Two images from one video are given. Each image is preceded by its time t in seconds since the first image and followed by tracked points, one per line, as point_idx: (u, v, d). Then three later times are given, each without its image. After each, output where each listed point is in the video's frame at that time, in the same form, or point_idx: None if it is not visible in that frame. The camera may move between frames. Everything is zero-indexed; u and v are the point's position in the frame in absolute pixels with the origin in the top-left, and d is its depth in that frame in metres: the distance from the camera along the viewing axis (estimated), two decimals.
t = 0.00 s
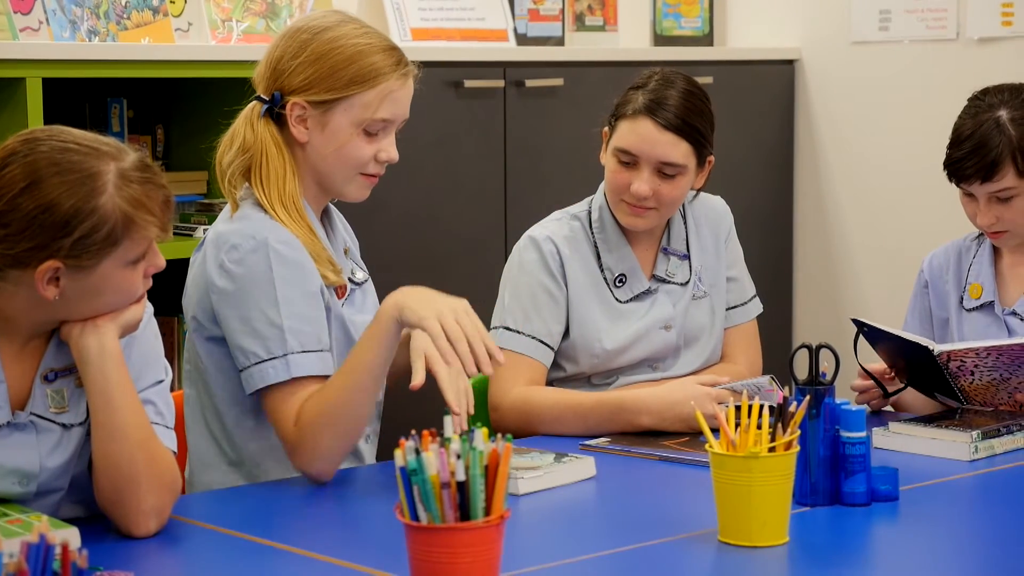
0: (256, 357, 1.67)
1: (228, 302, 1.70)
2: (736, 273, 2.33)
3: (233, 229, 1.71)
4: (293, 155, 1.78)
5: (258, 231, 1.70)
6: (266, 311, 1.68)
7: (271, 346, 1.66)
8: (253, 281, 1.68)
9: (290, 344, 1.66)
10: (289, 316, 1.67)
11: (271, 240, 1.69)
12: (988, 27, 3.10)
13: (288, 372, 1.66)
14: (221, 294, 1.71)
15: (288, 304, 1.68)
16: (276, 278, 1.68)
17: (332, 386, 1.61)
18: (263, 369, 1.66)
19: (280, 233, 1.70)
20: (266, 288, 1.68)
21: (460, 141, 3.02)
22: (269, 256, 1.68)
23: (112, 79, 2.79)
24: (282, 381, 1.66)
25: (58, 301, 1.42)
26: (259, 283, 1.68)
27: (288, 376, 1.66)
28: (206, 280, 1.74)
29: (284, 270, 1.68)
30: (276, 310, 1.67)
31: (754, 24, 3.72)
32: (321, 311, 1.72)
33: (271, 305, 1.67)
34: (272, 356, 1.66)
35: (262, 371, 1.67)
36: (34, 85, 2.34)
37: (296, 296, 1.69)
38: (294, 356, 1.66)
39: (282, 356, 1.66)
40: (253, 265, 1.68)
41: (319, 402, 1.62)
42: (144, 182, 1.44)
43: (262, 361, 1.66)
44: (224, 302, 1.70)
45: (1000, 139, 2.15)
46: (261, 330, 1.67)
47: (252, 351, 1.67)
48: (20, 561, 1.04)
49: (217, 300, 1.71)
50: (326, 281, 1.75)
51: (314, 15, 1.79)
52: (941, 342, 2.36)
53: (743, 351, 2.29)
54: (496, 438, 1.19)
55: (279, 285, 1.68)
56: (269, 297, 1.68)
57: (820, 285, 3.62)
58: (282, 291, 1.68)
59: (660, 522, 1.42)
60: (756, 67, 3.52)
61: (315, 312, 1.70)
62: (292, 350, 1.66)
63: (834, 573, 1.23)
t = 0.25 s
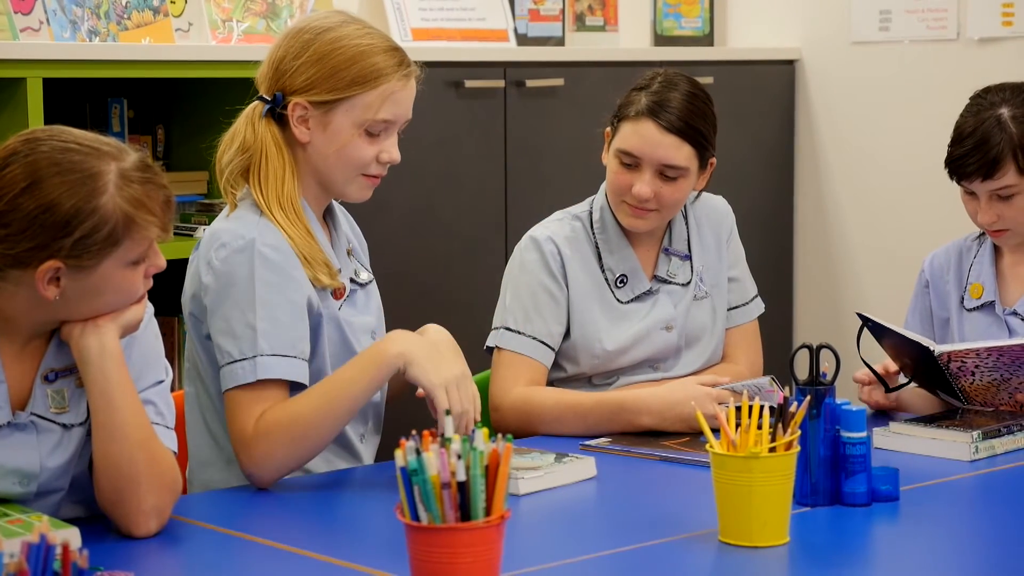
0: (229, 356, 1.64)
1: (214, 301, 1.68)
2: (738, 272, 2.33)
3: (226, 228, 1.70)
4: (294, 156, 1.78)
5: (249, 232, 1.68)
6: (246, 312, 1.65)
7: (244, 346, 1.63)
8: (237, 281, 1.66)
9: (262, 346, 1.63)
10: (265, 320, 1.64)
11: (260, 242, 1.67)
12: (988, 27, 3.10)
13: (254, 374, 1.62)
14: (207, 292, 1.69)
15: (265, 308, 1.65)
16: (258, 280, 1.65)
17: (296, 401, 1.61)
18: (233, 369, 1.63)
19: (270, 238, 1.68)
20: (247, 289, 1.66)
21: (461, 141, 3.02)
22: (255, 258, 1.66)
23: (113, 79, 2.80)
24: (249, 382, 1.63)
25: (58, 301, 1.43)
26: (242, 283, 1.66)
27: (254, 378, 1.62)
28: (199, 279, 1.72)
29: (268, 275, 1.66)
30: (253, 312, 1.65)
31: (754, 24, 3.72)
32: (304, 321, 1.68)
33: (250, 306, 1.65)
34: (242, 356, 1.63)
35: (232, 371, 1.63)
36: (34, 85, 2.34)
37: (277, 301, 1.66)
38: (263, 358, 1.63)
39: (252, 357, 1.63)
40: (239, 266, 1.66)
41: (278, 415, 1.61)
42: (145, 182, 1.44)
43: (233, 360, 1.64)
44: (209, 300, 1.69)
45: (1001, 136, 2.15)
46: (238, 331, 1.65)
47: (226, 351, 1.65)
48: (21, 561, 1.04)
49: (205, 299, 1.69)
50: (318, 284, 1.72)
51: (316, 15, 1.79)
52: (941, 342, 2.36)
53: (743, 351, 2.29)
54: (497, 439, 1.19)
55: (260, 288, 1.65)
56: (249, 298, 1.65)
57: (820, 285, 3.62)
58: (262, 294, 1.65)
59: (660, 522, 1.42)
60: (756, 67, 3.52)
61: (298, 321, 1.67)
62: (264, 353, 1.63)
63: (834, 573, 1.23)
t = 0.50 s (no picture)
0: (236, 358, 1.64)
1: (221, 302, 1.68)
2: (741, 272, 2.33)
3: (233, 229, 1.69)
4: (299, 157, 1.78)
5: (257, 233, 1.68)
6: (254, 313, 1.65)
7: (252, 347, 1.63)
8: (245, 282, 1.66)
9: (269, 347, 1.63)
10: (273, 321, 1.64)
11: (268, 244, 1.67)
12: (991, 27, 3.10)
13: (262, 376, 1.62)
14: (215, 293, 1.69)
15: (273, 309, 1.64)
16: (266, 281, 1.65)
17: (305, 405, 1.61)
18: (240, 370, 1.63)
19: (278, 239, 1.68)
20: (256, 290, 1.65)
21: (463, 141, 3.02)
22: (264, 260, 1.66)
23: (115, 79, 2.80)
24: (257, 383, 1.63)
25: (61, 301, 1.43)
26: (250, 284, 1.66)
27: (263, 379, 1.62)
28: (206, 280, 1.72)
29: (276, 276, 1.66)
30: (261, 313, 1.64)
31: (757, 24, 3.71)
32: (312, 321, 1.68)
33: (258, 308, 1.65)
34: (251, 357, 1.63)
35: (239, 373, 1.63)
36: (37, 86, 2.34)
37: (285, 302, 1.66)
38: (271, 359, 1.62)
39: (260, 358, 1.62)
40: (246, 268, 1.66)
41: (287, 417, 1.61)
42: (148, 182, 1.44)
43: (241, 362, 1.63)
44: (216, 301, 1.68)
45: (1006, 132, 2.15)
46: (246, 332, 1.65)
47: (234, 352, 1.65)
48: (24, 561, 1.04)
49: (213, 300, 1.69)
50: (325, 285, 1.72)
51: (324, 16, 1.79)
52: (944, 341, 2.36)
53: (746, 352, 2.29)
54: (500, 438, 1.19)
55: (268, 290, 1.65)
56: (257, 299, 1.65)
57: (823, 285, 3.62)
58: (270, 295, 1.65)
59: (663, 522, 1.42)
60: (759, 67, 3.52)
61: (306, 322, 1.67)
62: (271, 354, 1.63)
63: (837, 573, 1.23)
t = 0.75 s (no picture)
0: (242, 358, 1.64)
1: (228, 302, 1.68)
2: (745, 273, 2.32)
3: (241, 229, 1.69)
4: (307, 158, 1.78)
5: (264, 234, 1.68)
6: (260, 313, 1.65)
7: (258, 348, 1.63)
8: (251, 282, 1.66)
9: (276, 348, 1.63)
10: (280, 322, 1.64)
11: (275, 244, 1.67)
12: (996, 27, 3.10)
13: (267, 376, 1.62)
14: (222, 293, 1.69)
15: (280, 310, 1.64)
16: (273, 282, 1.65)
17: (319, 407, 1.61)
18: (246, 371, 1.63)
19: (285, 239, 1.68)
20: (262, 290, 1.65)
21: (467, 141, 3.02)
22: (270, 260, 1.66)
23: (120, 79, 2.80)
24: (262, 384, 1.62)
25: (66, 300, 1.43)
26: (257, 284, 1.66)
27: (268, 380, 1.62)
28: (213, 280, 1.72)
29: (283, 276, 1.66)
30: (268, 314, 1.64)
31: (762, 24, 3.71)
32: (319, 322, 1.68)
33: (265, 308, 1.65)
34: (256, 357, 1.63)
35: (245, 373, 1.63)
36: (42, 86, 2.34)
37: (292, 303, 1.65)
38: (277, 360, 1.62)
39: (265, 358, 1.62)
40: (254, 268, 1.66)
41: (299, 420, 1.60)
42: (153, 182, 1.44)
43: (247, 362, 1.63)
44: (223, 301, 1.68)
45: (1016, 126, 2.15)
46: (253, 333, 1.65)
47: (240, 352, 1.64)
48: (29, 561, 1.04)
49: (220, 300, 1.69)
50: (335, 291, 1.72)
51: (321, 15, 1.78)
52: (949, 341, 2.36)
53: (751, 352, 2.29)
54: (505, 439, 1.19)
55: (274, 290, 1.65)
56: (264, 300, 1.65)
57: (827, 286, 3.62)
58: (277, 295, 1.65)
59: (668, 523, 1.42)
60: (763, 67, 3.52)
61: (312, 323, 1.66)
62: (277, 355, 1.62)
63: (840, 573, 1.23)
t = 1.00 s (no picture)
0: (250, 359, 1.64)
1: (236, 303, 1.68)
2: (751, 273, 2.33)
3: (249, 230, 1.70)
4: (316, 158, 1.78)
5: (273, 235, 1.68)
6: (268, 314, 1.65)
7: (265, 349, 1.63)
8: (259, 283, 1.66)
9: (284, 349, 1.63)
10: (288, 323, 1.64)
11: (283, 245, 1.67)
12: (1002, 27, 3.10)
13: (275, 377, 1.62)
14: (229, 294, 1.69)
15: (288, 311, 1.64)
16: (281, 283, 1.65)
17: (335, 409, 1.62)
18: (253, 372, 1.63)
19: (294, 240, 1.68)
20: (270, 291, 1.65)
21: (473, 141, 3.02)
22: (279, 260, 1.66)
23: (126, 79, 2.80)
24: (270, 385, 1.62)
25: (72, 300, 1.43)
26: (265, 285, 1.66)
27: (276, 381, 1.62)
28: (220, 280, 1.72)
29: (291, 277, 1.66)
30: (276, 315, 1.64)
31: (767, 24, 3.71)
32: (326, 324, 1.68)
33: (273, 309, 1.65)
34: (264, 358, 1.63)
35: (252, 374, 1.63)
36: (48, 86, 2.34)
37: (300, 304, 1.65)
38: (286, 361, 1.62)
39: (273, 359, 1.62)
40: (262, 269, 1.66)
41: (313, 420, 1.60)
42: (159, 183, 1.44)
43: (255, 363, 1.63)
44: (231, 301, 1.68)
45: None
46: (261, 334, 1.65)
47: (247, 353, 1.64)
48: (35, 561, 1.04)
49: (228, 301, 1.69)
50: (346, 301, 1.73)
51: (317, 16, 1.78)
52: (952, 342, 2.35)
53: (757, 352, 2.29)
54: (510, 439, 1.19)
55: (282, 291, 1.65)
56: (272, 301, 1.65)
57: (833, 286, 3.62)
58: (285, 297, 1.65)
59: (673, 523, 1.42)
60: (769, 67, 3.52)
61: (320, 325, 1.66)
62: (285, 356, 1.62)
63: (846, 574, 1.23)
